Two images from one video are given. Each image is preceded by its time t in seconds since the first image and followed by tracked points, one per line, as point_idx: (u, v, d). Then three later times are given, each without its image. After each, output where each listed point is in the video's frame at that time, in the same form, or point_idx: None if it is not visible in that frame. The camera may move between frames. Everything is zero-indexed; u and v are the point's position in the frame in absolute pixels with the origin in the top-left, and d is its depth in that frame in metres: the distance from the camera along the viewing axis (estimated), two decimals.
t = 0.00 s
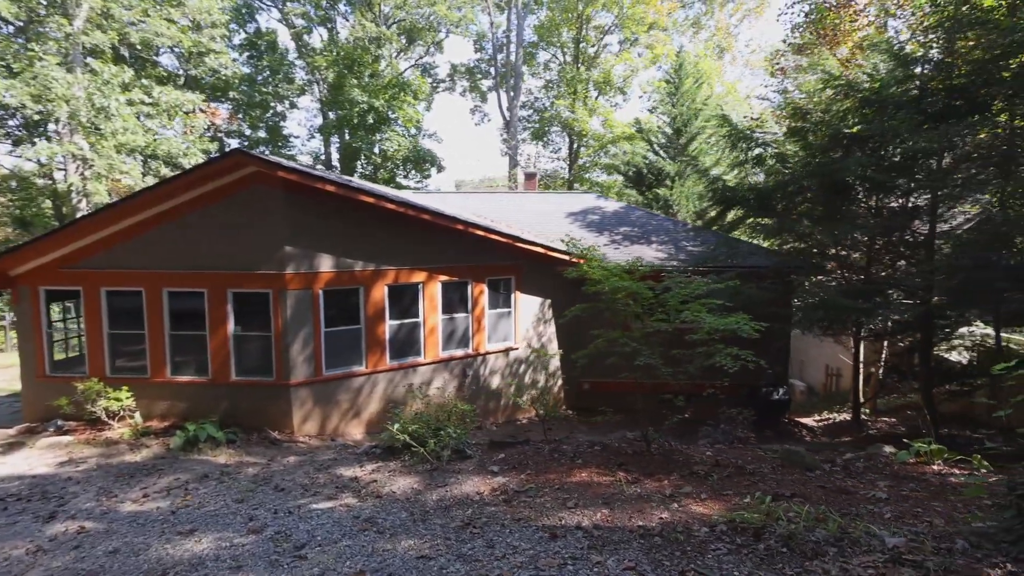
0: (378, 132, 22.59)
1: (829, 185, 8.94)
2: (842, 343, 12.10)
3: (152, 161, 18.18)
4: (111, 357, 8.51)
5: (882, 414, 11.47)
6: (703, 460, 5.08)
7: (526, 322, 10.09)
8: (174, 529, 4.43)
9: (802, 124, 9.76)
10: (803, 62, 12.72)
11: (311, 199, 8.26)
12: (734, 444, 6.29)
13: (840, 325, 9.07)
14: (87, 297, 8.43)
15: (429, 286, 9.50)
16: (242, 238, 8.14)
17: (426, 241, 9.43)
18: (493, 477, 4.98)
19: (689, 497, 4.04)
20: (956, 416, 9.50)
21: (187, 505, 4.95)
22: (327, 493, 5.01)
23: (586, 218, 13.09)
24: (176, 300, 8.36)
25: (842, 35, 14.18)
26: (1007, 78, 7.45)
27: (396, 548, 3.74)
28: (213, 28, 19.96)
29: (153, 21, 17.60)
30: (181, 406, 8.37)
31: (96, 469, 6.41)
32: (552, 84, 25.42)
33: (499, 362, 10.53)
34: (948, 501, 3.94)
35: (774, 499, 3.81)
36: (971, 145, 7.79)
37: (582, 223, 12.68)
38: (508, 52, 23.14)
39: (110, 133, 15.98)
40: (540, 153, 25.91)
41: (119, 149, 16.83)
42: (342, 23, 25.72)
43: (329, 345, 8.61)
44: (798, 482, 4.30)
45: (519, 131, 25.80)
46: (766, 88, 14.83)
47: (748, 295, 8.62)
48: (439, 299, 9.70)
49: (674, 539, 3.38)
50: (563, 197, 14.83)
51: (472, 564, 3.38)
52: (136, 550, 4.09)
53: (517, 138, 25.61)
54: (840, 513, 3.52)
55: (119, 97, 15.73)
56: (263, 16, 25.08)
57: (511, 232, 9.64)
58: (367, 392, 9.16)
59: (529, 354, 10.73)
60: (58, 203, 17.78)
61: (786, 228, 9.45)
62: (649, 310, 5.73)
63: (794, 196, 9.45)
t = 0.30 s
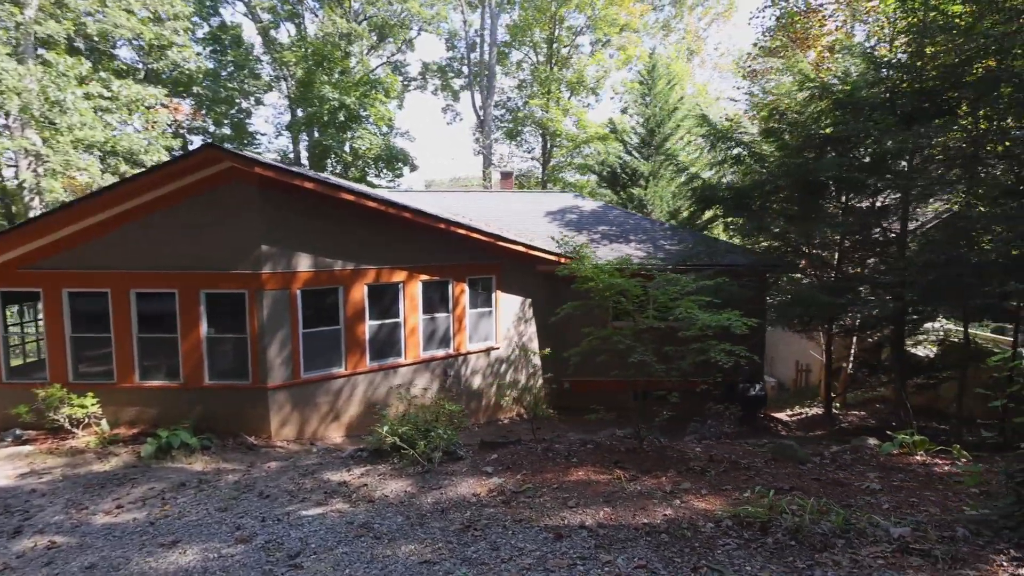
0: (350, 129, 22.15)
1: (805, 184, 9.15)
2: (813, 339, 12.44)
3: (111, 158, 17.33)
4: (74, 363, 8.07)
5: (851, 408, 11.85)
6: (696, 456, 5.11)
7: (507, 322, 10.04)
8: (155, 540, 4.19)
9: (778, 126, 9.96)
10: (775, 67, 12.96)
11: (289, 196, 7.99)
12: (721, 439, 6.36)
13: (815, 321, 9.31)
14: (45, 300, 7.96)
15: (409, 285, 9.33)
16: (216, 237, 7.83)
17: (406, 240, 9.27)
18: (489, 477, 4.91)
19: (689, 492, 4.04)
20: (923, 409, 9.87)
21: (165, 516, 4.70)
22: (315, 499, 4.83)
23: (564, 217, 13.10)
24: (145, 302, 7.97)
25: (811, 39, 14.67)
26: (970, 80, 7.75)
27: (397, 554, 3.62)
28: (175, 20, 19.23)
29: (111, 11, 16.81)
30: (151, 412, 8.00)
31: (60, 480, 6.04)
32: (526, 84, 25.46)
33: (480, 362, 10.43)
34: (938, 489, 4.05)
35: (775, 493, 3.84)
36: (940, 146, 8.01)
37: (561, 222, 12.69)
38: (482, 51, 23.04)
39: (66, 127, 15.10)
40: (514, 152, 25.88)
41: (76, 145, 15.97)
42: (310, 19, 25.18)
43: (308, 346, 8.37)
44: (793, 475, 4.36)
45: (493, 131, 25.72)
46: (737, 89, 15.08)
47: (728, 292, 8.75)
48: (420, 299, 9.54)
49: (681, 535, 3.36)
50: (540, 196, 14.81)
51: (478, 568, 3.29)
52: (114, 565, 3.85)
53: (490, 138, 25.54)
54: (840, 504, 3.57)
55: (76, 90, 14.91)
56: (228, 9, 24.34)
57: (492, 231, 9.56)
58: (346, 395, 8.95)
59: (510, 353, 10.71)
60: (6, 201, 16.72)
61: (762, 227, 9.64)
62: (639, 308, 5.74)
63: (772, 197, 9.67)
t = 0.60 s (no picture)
0: (322, 127, 21.71)
1: (784, 183, 9.34)
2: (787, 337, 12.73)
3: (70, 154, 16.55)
4: (39, 367, 7.68)
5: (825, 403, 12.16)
6: (689, 451, 5.14)
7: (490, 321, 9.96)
8: (139, 551, 3.99)
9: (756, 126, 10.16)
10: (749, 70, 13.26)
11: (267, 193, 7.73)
12: (710, 435, 6.42)
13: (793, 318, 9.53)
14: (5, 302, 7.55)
15: (391, 285, 9.17)
16: (190, 236, 7.53)
17: (388, 238, 9.10)
18: (485, 477, 4.83)
19: (691, 488, 4.05)
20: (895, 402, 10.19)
21: (147, 525, 4.48)
22: (307, 504, 4.68)
23: (544, 216, 13.11)
24: (115, 303, 7.63)
25: (782, 42, 15.04)
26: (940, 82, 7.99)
27: (401, 558, 3.51)
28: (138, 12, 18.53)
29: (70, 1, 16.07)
30: (122, 418, 7.67)
31: (28, 491, 5.71)
32: (500, 84, 25.43)
33: (462, 362, 10.32)
34: (930, 479, 4.15)
35: (775, 486, 3.88)
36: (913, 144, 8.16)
37: (541, 221, 12.69)
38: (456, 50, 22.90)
39: (23, 123, 14.24)
40: (489, 152, 25.79)
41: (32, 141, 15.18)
42: (279, 14, 24.59)
43: (288, 348, 8.14)
44: (788, 468, 4.42)
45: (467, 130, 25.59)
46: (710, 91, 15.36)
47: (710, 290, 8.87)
48: (402, 299, 9.38)
49: (689, 530, 3.36)
50: (519, 195, 14.78)
51: (488, 569, 3.22)
52: None
53: (465, 137, 25.40)
54: (841, 496, 3.62)
55: (33, 84, 14.19)
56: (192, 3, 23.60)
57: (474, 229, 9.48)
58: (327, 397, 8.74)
59: (492, 353, 10.67)
60: None
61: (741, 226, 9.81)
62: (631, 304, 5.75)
63: (750, 196, 9.86)
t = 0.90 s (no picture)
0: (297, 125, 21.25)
1: (767, 181, 9.49)
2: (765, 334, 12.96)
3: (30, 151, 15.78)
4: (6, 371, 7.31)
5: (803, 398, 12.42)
6: (686, 447, 5.16)
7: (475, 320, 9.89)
8: (127, 560, 3.80)
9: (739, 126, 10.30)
10: (725, 71, 13.46)
11: (247, 189, 7.49)
12: (701, 430, 6.47)
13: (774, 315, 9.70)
14: None
15: (375, 283, 9.00)
16: (166, 233, 7.26)
17: (371, 236, 8.94)
18: (485, 476, 4.76)
19: (696, 483, 4.06)
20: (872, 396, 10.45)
21: (132, 533, 4.28)
22: (302, 507, 4.54)
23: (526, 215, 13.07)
24: (87, 303, 7.31)
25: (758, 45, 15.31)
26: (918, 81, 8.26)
27: (409, 562, 3.41)
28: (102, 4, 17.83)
29: None
30: (96, 423, 7.36)
31: None
32: (477, 83, 25.34)
33: (447, 361, 10.21)
34: (927, 469, 4.25)
35: (779, 479, 3.91)
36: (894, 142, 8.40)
37: (524, 220, 12.66)
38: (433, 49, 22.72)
39: None
40: (466, 151, 25.64)
41: None
42: (250, 10, 24.06)
43: (270, 348, 7.92)
44: (786, 461, 4.47)
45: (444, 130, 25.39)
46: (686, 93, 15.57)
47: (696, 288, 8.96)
48: (386, 298, 9.22)
49: (700, 525, 3.35)
50: (499, 195, 14.71)
51: (502, 570, 3.16)
52: None
53: (442, 137, 25.20)
54: (846, 488, 3.67)
55: None
56: None
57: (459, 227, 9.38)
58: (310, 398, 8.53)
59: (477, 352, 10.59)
60: None
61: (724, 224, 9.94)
62: (625, 302, 5.76)
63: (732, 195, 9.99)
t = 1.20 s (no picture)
0: (272, 123, 20.79)
1: (751, 181, 9.63)
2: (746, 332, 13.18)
3: None
4: None
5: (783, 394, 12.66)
6: (685, 444, 5.18)
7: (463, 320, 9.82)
8: (117, 573, 3.62)
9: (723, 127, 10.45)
10: (704, 73, 13.66)
11: (230, 187, 7.26)
12: (694, 428, 6.50)
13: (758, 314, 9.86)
14: None
15: (361, 283, 8.83)
16: (145, 232, 6.98)
17: (357, 234, 8.77)
18: (487, 477, 4.69)
19: (703, 480, 4.07)
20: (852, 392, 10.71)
21: (120, 545, 4.08)
22: (300, 513, 4.40)
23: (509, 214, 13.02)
24: (60, 305, 6.98)
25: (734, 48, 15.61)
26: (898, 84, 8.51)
27: (421, 567, 3.32)
28: None
29: None
30: (71, 431, 7.04)
31: None
32: (456, 83, 25.22)
33: (434, 362, 10.09)
34: (922, 461, 4.35)
35: (785, 474, 3.95)
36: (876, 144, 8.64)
37: (508, 220, 12.61)
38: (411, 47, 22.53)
39: None
40: (445, 151, 25.46)
41: None
42: (222, 5, 23.46)
43: (254, 351, 7.69)
44: (786, 456, 4.52)
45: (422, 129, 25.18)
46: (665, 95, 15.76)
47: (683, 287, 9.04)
48: (372, 299, 9.06)
49: (714, 522, 3.35)
50: (480, 194, 14.63)
51: (520, 571, 3.10)
52: None
53: (420, 136, 24.97)
54: (852, 481, 3.72)
55: None
56: None
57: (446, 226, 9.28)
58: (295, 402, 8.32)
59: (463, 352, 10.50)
60: None
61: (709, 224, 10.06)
62: (622, 300, 5.76)
63: (716, 194, 10.12)
